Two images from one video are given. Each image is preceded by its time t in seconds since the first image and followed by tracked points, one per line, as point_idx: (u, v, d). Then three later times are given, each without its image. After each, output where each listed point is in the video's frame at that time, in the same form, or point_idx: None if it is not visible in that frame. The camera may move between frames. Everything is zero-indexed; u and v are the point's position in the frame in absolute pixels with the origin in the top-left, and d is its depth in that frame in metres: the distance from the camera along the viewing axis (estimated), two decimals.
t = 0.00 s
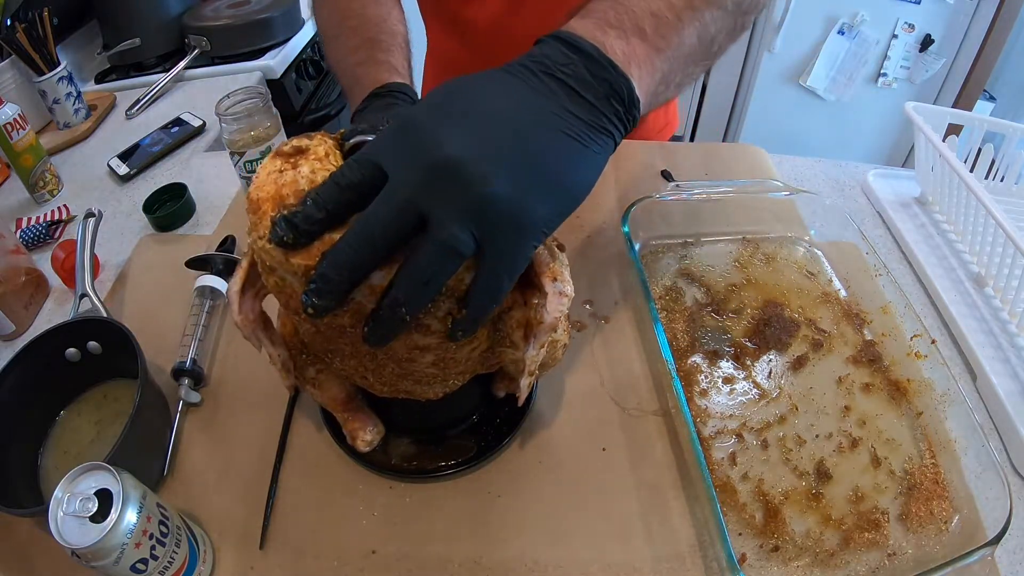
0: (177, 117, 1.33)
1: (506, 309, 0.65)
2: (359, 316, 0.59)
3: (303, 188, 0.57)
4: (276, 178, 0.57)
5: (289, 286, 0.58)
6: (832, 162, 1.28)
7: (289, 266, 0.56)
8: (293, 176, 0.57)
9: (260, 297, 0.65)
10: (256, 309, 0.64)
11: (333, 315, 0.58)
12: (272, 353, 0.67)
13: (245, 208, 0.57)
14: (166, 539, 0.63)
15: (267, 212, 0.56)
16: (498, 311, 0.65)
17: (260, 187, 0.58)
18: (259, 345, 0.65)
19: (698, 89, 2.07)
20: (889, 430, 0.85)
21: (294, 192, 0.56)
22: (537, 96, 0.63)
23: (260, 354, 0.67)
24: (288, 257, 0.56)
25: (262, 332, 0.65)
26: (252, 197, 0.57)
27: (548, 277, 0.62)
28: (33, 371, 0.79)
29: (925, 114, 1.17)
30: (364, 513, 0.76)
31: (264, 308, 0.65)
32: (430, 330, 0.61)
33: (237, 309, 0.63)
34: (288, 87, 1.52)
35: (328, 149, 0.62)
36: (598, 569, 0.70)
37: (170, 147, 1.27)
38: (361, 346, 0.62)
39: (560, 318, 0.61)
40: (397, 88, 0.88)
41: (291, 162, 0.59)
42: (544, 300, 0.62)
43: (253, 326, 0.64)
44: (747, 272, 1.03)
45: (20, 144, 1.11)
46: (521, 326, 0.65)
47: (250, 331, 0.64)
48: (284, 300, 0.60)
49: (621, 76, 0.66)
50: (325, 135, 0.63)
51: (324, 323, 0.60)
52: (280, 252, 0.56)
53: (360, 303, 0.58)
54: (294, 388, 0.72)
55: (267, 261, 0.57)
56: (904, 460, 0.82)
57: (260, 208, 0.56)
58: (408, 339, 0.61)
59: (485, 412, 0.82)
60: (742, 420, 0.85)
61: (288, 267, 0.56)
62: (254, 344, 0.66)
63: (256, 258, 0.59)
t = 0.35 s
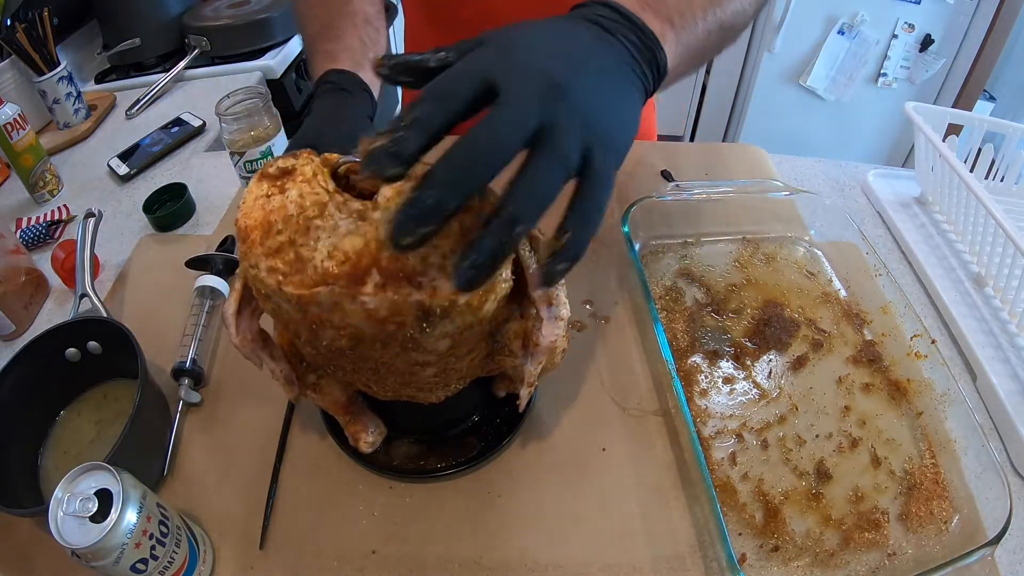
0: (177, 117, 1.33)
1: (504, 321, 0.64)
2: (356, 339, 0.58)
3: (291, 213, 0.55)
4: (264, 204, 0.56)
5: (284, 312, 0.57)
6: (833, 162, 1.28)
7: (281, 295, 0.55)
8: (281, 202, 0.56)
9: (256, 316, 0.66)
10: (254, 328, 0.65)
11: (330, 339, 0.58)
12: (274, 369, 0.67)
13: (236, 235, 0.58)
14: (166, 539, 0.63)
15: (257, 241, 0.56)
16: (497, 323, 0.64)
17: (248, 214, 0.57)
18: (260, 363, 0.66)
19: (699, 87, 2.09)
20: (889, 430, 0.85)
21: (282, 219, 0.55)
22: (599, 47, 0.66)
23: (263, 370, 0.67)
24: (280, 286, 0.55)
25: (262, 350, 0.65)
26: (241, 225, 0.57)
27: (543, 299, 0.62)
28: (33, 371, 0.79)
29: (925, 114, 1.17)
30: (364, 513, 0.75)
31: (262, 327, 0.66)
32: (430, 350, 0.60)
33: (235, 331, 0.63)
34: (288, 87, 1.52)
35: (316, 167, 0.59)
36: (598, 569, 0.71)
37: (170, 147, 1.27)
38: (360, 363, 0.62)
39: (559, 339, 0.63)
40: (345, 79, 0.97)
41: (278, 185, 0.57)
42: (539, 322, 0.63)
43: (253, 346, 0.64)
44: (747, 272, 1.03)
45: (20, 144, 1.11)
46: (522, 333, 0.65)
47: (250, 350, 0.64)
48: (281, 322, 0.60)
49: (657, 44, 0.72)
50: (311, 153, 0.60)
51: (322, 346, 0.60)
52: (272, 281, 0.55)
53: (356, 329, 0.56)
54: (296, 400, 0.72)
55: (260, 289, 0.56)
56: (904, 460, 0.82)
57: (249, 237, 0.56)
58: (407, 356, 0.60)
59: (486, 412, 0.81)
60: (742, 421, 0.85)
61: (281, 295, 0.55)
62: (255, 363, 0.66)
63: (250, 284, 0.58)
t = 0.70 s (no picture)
0: (177, 117, 1.33)
1: (504, 329, 0.64)
2: (357, 360, 0.58)
3: (284, 239, 0.54)
4: (257, 231, 0.55)
5: (284, 336, 0.57)
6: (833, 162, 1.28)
7: (281, 322, 0.55)
8: (274, 228, 0.55)
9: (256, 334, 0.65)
10: (256, 349, 0.64)
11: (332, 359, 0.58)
12: (279, 385, 0.66)
13: (230, 262, 0.56)
14: (166, 539, 0.63)
15: (251, 268, 0.55)
16: (498, 332, 0.64)
17: (241, 241, 0.56)
18: (265, 382, 0.66)
19: (698, 89, 2.09)
20: (889, 430, 0.85)
21: (275, 245, 0.54)
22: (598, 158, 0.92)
23: (269, 387, 0.67)
24: (278, 315, 0.54)
25: (266, 369, 0.65)
26: (234, 254, 0.56)
27: (539, 313, 0.61)
28: (34, 371, 0.79)
29: (924, 114, 1.17)
30: (364, 513, 0.76)
31: (264, 346, 0.65)
32: (432, 367, 0.60)
33: (239, 355, 0.62)
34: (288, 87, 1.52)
35: (307, 186, 0.58)
36: (598, 569, 0.71)
37: (170, 147, 1.27)
38: (363, 377, 0.62)
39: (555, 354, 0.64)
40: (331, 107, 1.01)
41: (270, 210, 0.56)
42: (538, 335, 0.63)
43: (257, 365, 0.64)
44: (747, 272, 1.03)
45: (20, 144, 1.11)
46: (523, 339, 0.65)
47: (256, 370, 0.64)
48: (283, 345, 0.60)
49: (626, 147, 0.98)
50: (301, 171, 0.59)
51: (325, 366, 0.60)
52: (271, 310, 0.55)
53: (357, 351, 0.57)
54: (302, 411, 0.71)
55: (259, 315, 0.56)
56: (904, 460, 0.82)
57: (243, 265, 0.55)
58: (410, 372, 0.60)
59: (486, 412, 0.81)
60: (743, 421, 0.85)
61: (280, 323, 0.55)
62: (260, 381, 0.66)
63: (249, 310, 0.58)
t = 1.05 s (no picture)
0: (177, 117, 1.33)
1: (507, 329, 0.64)
2: (357, 359, 0.58)
3: (285, 237, 0.54)
4: (258, 228, 0.55)
5: (284, 334, 0.57)
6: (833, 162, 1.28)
7: (281, 320, 0.55)
8: (275, 226, 0.55)
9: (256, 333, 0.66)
10: (255, 349, 0.64)
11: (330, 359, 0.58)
12: (278, 385, 0.66)
13: (230, 258, 0.56)
14: (166, 539, 0.63)
15: (252, 265, 0.55)
16: (499, 332, 0.63)
17: (242, 238, 0.56)
18: (265, 381, 0.66)
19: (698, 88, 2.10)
20: (889, 430, 0.85)
21: (276, 243, 0.54)
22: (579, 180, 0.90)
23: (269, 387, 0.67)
24: (278, 312, 0.54)
25: (266, 368, 0.65)
26: (235, 250, 0.56)
27: (535, 316, 0.61)
28: (33, 371, 0.79)
29: (924, 114, 1.17)
30: (364, 513, 0.76)
31: (264, 345, 0.65)
32: (431, 367, 0.60)
33: (238, 354, 0.62)
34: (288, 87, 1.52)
35: (309, 185, 0.58)
36: (598, 569, 0.71)
37: (170, 147, 1.27)
38: (362, 377, 0.62)
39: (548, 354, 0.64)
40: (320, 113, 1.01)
41: (271, 207, 0.56)
42: (528, 339, 0.62)
43: (257, 365, 0.64)
44: (747, 273, 1.03)
45: (20, 144, 1.11)
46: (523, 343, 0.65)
47: (255, 370, 0.64)
48: (282, 343, 0.60)
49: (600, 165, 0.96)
50: (302, 169, 0.59)
51: (324, 364, 0.60)
52: (271, 307, 0.55)
53: (356, 350, 0.57)
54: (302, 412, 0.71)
55: (259, 313, 0.56)
56: (904, 460, 0.82)
57: (244, 262, 0.55)
58: (408, 372, 0.61)
59: (486, 412, 0.81)
60: (743, 420, 0.85)
61: (280, 320, 0.55)
62: (259, 381, 0.66)
63: (249, 307, 0.58)
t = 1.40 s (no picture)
0: (177, 117, 1.33)
1: (507, 319, 0.64)
2: (355, 335, 0.58)
3: (292, 206, 0.55)
4: (267, 198, 0.56)
5: (285, 306, 0.57)
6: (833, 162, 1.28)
7: (282, 289, 0.55)
8: (284, 196, 0.55)
9: (258, 315, 0.66)
10: (255, 329, 0.65)
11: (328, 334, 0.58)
12: (275, 369, 0.67)
13: (238, 229, 0.57)
14: (166, 539, 0.63)
15: (258, 234, 0.55)
16: (498, 323, 0.64)
17: (251, 207, 0.57)
18: (263, 364, 0.66)
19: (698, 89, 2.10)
20: (889, 430, 0.85)
21: (283, 212, 0.55)
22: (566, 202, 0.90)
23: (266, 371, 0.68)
24: (281, 281, 0.54)
25: (264, 351, 0.66)
26: (244, 219, 0.56)
27: (535, 302, 0.61)
28: (33, 371, 0.79)
29: (924, 114, 1.17)
30: (364, 513, 0.76)
31: (264, 327, 0.66)
32: (429, 348, 0.60)
33: (238, 332, 0.63)
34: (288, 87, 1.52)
35: (319, 162, 0.58)
36: (598, 569, 0.71)
37: (170, 147, 1.27)
38: (359, 360, 0.62)
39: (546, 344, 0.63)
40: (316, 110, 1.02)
41: (281, 180, 0.57)
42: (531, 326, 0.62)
43: (255, 345, 0.65)
44: (747, 272, 1.03)
45: (20, 144, 1.11)
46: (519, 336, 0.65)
47: (253, 351, 0.65)
48: (283, 318, 0.60)
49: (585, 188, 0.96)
50: (314, 147, 0.59)
51: (322, 341, 0.60)
52: (273, 275, 0.55)
53: (354, 325, 0.57)
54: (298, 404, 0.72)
55: (262, 282, 0.57)
56: (904, 460, 0.82)
57: (251, 230, 0.56)
58: (406, 353, 0.60)
59: (486, 413, 0.81)
60: (743, 421, 0.85)
61: (282, 289, 0.55)
62: (257, 364, 0.66)
63: (252, 279, 0.58)
